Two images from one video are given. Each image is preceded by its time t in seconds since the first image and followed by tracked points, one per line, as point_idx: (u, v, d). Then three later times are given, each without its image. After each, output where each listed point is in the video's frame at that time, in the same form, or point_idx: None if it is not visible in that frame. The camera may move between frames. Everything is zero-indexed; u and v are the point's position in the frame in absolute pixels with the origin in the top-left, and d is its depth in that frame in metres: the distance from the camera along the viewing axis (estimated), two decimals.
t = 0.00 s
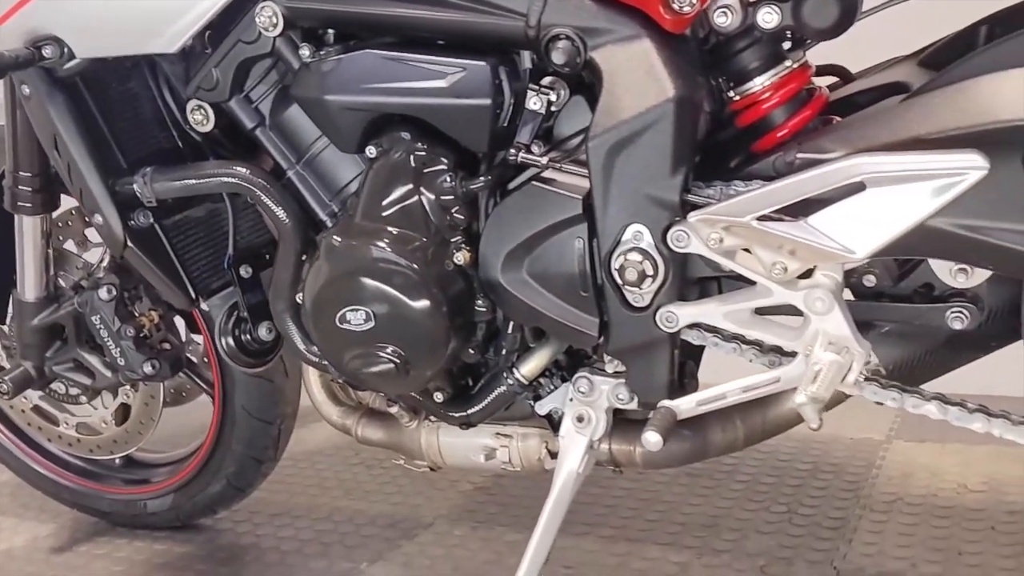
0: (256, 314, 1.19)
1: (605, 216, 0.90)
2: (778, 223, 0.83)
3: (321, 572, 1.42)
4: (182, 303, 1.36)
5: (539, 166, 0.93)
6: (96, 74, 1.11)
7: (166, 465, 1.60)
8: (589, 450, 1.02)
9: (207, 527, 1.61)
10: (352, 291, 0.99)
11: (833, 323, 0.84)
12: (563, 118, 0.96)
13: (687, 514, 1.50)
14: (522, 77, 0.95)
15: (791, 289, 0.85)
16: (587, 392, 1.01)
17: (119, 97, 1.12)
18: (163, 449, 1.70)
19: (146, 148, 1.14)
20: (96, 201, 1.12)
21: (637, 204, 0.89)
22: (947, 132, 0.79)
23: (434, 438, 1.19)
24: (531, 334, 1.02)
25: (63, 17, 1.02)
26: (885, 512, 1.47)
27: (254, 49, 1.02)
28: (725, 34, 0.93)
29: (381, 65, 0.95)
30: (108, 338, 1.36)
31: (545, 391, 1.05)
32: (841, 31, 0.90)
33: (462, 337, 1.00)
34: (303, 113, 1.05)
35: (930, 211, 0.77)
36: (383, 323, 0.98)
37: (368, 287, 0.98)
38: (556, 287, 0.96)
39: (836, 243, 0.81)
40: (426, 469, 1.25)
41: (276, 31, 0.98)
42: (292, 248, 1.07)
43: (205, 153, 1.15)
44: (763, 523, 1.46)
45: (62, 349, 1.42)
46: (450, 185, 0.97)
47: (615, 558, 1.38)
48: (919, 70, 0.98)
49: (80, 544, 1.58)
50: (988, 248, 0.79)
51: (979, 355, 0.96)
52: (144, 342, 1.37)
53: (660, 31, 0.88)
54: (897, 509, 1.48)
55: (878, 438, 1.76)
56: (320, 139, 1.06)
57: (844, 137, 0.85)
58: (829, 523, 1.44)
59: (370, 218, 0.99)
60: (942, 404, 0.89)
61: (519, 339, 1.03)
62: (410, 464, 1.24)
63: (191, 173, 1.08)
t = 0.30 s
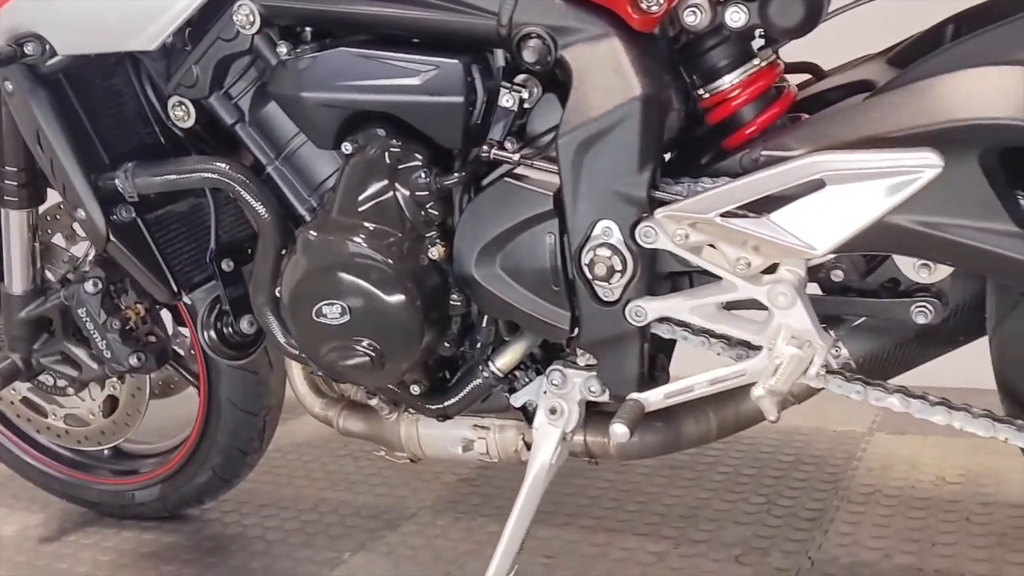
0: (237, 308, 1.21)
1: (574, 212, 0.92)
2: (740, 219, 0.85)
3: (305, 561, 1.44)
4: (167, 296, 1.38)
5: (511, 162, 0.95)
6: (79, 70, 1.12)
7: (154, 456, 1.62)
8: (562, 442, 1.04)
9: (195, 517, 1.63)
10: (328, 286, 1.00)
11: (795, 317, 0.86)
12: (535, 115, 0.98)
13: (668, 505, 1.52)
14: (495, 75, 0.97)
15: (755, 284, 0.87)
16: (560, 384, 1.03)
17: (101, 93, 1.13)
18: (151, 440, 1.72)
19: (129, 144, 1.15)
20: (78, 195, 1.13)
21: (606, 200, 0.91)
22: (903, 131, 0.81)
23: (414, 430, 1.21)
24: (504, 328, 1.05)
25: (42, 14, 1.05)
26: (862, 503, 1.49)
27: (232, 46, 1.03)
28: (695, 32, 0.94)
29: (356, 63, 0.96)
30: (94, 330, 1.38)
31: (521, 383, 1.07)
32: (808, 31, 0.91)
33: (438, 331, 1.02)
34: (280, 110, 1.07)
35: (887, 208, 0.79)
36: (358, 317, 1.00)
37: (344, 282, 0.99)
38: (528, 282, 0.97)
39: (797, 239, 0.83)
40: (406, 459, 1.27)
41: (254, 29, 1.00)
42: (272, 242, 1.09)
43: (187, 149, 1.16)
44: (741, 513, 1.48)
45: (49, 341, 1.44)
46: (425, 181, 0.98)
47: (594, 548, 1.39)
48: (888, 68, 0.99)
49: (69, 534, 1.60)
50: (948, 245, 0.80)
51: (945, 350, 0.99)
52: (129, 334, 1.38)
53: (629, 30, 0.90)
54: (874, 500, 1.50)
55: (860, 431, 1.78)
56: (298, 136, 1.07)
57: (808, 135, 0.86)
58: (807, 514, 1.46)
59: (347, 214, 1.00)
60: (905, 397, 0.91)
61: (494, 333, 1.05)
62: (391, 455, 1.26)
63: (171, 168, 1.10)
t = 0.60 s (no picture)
0: (215, 302, 1.22)
1: (539, 210, 0.94)
2: (698, 217, 0.87)
3: (286, 551, 1.46)
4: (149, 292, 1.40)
5: (478, 160, 0.97)
6: (59, 69, 1.14)
7: (139, 448, 1.64)
8: (529, 435, 1.06)
9: (179, 508, 1.65)
10: (300, 281, 1.02)
11: (752, 312, 0.88)
12: (503, 113, 0.99)
13: (645, 497, 1.54)
14: (462, 76, 0.99)
15: (714, 281, 0.89)
16: (529, 377, 1.05)
17: (80, 91, 1.16)
18: (137, 432, 1.74)
19: (108, 140, 1.17)
20: (57, 192, 1.15)
21: (570, 198, 0.92)
22: (854, 132, 0.82)
23: (390, 423, 1.23)
24: (474, 323, 1.06)
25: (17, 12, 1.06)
26: (836, 495, 1.51)
27: (207, 45, 1.05)
28: (661, 33, 0.96)
29: (326, 63, 0.98)
30: (77, 324, 1.39)
31: (491, 376, 1.09)
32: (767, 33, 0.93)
33: (409, 325, 1.04)
34: (253, 108, 1.09)
35: (838, 206, 0.81)
36: (329, 312, 1.01)
37: (316, 277, 1.01)
38: (495, 277, 0.99)
39: (753, 236, 0.85)
40: (383, 452, 1.29)
41: (226, 29, 1.02)
42: (247, 238, 1.10)
43: (165, 145, 1.19)
44: (717, 505, 1.49)
45: (33, 335, 1.46)
46: (395, 178, 1.01)
47: (571, 539, 1.41)
48: (851, 67, 1.00)
49: (55, 525, 1.62)
50: (900, 243, 0.81)
51: (911, 342, 1.01)
52: (112, 328, 1.40)
53: (592, 31, 0.91)
54: (848, 492, 1.52)
55: (838, 424, 1.80)
56: (271, 134, 1.09)
57: (766, 134, 0.88)
58: (781, 506, 1.48)
59: (321, 210, 1.02)
60: (862, 391, 0.93)
61: (465, 327, 1.06)
62: (367, 446, 1.28)
63: (149, 165, 1.12)
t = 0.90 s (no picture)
0: (191, 298, 1.23)
1: (502, 206, 0.95)
2: (655, 215, 0.88)
3: (265, 543, 1.48)
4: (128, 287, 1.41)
5: (443, 158, 0.98)
6: (34, 67, 1.16)
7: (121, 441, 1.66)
8: (496, 428, 1.08)
9: (162, 500, 1.66)
10: (269, 276, 1.03)
11: (707, 308, 0.90)
12: (468, 112, 1.00)
13: (621, 490, 1.56)
14: (427, 74, 1.00)
15: (671, 277, 0.91)
16: (496, 371, 1.06)
17: (58, 86, 1.17)
18: (121, 425, 1.76)
19: (84, 137, 1.19)
20: (33, 188, 1.16)
21: (531, 195, 0.94)
22: (805, 131, 0.84)
23: (363, 418, 1.25)
24: (443, 318, 1.08)
25: None
26: (809, 488, 1.53)
27: (178, 44, 1.07)
28: (623, 32, 0.97)
29: (293, 61, 0.99)
30: (57, 318, 1.41)
31: (460, 370, 1.10)
32: (726, 33, 0.94)
33: (377, 320, 1.05)
34: (223, 107, 1.10)
35: (785, 205, 0.83)
36: (297, 307, 1.03)
37: (285, 273, 1.02)
38: (460, 272, 1.01)
39: (707, 233, 0.86)
40: (358, 445, 1.31)
41: (196, 28, 1.03)
42: (220, 234, 1.12)
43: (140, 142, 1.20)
44: (691, 498, 1.51)
45: (14, 329, 1.49)
46: (362, 175, 1.02)
47: (545, 531, 1.43)
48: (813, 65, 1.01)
49: (39, 517, 1.64)
50: (850, 240, 0.83)
51: (874, 336, 1.02)
52: (92, 323, 1.42)
53: (553, 30, 0.93)
54: (821, 485, 1.53)
55: (817, 418, 1.81)
56: (241, 132, 1.11)
57: (721, 133, 0.89)
58: (753, 499, 1.49)
59: (290, 207, 1.04)
60: (819, 384, 0.94)
61: (433, 322, 1.08)
62: (342, 440, 1.30)
63: (122, 163, 1.13)
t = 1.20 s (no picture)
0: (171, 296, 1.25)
1: (469, 207, 0.97)
2: (616, 215, 0.90)
3: (247, 537, 1.50)
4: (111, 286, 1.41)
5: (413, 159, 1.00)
6: (16, 68, 1.18)
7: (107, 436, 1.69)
8: (467, 424, 1.10)
9: (147, 495, 1.68)
10: (243, 275, 1.05)
11: (668, 306, 0.92)
12: (438, 113, 1.02)
13: (599, 484, 1.58)
14: (397, 77, 1.02)
15: (633, 276, 0.93)
16: (467, 368, 1.08)
17: (37, 88, 1.19)
18: (107, 420, 1.78)
19: (65, 137, 1.21)
20: (14, 187, 1.18)
21: (497, 196, 0.96)
22: (762, 133, 0.86)
23: (340, 412, 1.27)
24: (415, 316, 1.10)
25: None
26: (784, 483, 1.55)
27: (154, 46, 1.09)
28: (590, 36, 0.99)
29: (265, 64, 1.01)
30: (41, 316, 1.42)
31: (433, 367, 1.12)
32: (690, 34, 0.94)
33: (349, 318, 1.07)
34: (199, 110, 1.12)
35: (737, 209, 0.85)
36: (270, 306, 1.05)
37: (258, 272, 1.04)
38: (430, 271, 1.03)
39: (665, 234, 0.89)
40: (335, 440, 1.33)
41: (170, 31, 1.06)
42: (197, 233, 1.14)
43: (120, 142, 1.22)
44: (667, 492, 1.53)
45: None
46: (334, 176, 1.04)
47: (523, 525, 1.45)
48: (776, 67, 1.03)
49: (26, 511, 1.66)
50: (805, 240, 0.85)
51: (840, 334, 1.04)
52: (76, 320, 1.44)
53: (518, 34, 0.95)
54: (797, 480, 1.55)
55: (797, 414, 1.83)
56: (216, 134, 1.12)
57: (683, 135, 0.91)
58: (728, 493, 1.52)
59: (265, 207, 1.06)
60: (780, 381, 0.95)
61: (405, 319, 1.10)
62: (320, 435, 1.32)
63: (101, 163, 1.15)
